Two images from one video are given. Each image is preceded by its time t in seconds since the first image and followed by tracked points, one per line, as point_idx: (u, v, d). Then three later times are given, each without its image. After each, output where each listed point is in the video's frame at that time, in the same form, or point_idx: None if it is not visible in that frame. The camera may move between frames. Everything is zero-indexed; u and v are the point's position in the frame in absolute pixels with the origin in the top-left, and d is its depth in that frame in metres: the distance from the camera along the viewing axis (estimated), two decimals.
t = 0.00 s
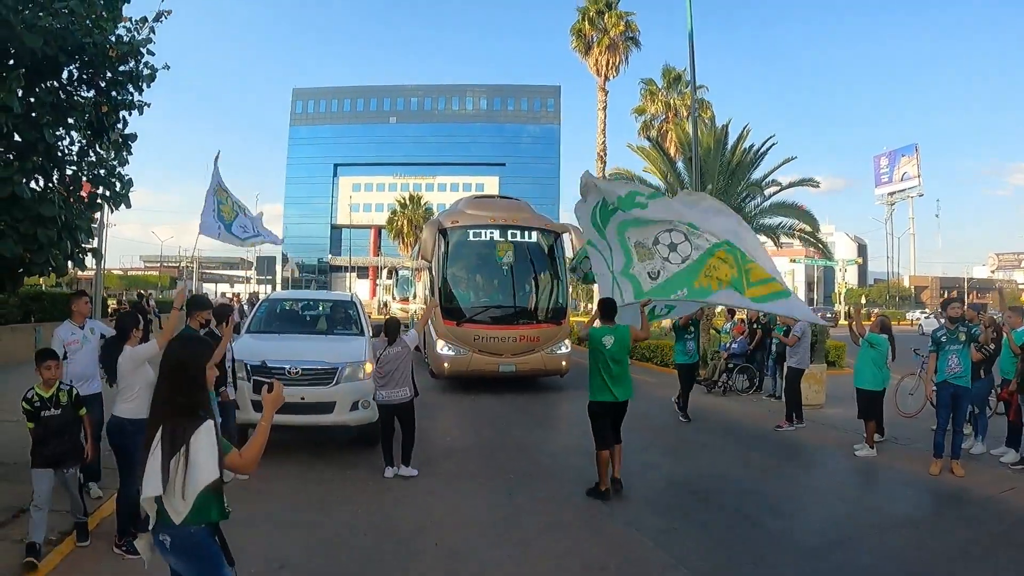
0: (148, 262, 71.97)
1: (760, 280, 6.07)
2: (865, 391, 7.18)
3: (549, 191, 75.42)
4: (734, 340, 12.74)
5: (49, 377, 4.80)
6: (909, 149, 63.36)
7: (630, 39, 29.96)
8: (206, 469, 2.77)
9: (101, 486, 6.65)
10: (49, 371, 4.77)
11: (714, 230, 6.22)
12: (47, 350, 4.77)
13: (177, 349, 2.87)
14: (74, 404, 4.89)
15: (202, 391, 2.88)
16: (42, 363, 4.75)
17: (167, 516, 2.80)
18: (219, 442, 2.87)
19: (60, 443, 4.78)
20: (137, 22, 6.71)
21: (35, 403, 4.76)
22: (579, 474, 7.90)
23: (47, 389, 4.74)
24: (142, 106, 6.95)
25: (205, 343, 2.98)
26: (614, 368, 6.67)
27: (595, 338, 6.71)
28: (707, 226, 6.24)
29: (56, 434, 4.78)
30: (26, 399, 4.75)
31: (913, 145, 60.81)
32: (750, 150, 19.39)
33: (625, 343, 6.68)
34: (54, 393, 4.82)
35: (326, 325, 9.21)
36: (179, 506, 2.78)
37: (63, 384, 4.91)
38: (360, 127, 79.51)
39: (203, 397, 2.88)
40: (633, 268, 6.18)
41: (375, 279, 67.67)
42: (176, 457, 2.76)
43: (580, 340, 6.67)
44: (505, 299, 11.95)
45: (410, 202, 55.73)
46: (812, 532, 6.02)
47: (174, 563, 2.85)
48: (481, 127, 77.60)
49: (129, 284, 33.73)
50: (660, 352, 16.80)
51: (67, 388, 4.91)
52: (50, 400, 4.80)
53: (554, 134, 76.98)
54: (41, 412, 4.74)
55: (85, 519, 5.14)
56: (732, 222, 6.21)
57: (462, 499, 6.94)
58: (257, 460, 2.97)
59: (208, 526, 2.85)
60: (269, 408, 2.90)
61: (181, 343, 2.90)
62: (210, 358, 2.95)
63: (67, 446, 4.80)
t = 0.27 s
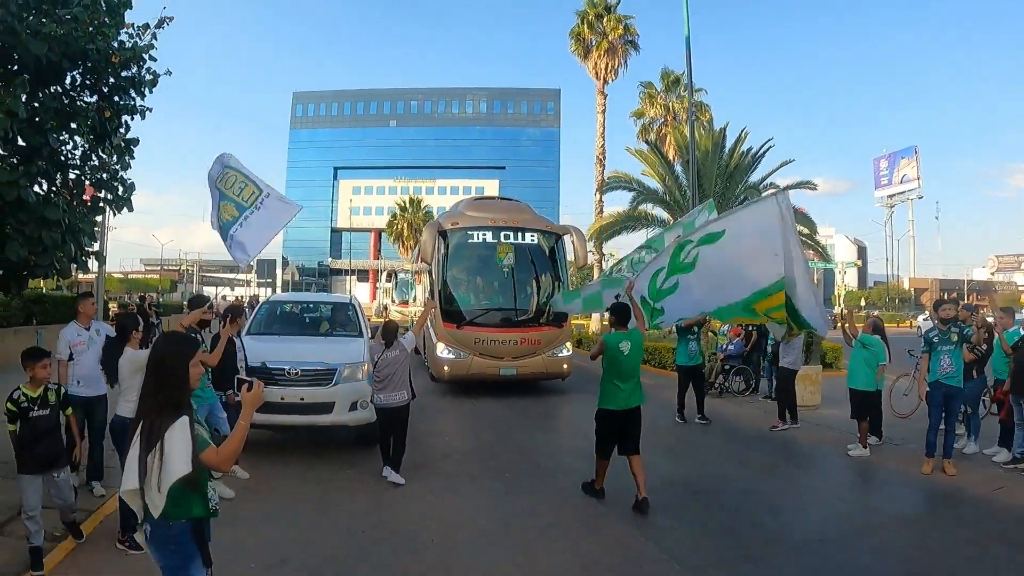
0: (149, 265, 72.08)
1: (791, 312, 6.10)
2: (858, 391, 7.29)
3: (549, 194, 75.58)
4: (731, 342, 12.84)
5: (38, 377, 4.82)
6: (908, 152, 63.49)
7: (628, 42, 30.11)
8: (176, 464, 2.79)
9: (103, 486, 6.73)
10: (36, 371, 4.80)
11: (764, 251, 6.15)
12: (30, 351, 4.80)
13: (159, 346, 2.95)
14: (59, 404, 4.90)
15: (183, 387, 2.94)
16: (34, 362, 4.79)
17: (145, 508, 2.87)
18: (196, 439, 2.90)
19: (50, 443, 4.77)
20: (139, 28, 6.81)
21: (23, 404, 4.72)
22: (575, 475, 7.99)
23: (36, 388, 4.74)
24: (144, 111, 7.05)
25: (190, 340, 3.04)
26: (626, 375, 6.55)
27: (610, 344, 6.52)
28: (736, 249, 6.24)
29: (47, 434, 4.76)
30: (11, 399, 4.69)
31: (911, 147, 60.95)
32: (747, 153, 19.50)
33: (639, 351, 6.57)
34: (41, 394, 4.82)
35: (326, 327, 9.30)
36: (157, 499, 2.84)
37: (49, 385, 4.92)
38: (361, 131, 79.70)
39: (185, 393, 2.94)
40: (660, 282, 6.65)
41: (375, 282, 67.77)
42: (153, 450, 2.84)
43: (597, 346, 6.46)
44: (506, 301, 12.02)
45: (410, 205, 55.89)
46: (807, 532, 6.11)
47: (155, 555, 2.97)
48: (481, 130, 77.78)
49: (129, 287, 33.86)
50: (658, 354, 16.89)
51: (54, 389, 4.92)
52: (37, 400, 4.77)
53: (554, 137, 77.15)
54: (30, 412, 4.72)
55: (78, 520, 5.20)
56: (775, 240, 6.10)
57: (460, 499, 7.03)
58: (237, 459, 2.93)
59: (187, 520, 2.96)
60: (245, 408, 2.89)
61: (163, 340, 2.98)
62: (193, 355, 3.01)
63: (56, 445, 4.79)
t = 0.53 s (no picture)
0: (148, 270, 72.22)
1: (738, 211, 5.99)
2: (851, 395, 7.41)
3: (548, 199, 75.71)
4: (727, 346, 12.90)
5: (41, 383, 4.65)
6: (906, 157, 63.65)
7: (627, 48, 30.23)
8: (146, 464, 2.80)
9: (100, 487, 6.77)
10: (41, 378, 4.62)
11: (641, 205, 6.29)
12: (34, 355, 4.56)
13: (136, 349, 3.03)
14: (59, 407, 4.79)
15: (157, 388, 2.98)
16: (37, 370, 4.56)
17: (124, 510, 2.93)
18: (170, 441, 2.88)
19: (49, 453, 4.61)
20: (140, 35, 6.89)
21: (25, 411, 4.56)
22: (570, 478, 8.04)
23: (39, 395, 4.60)
24: (145, 116, 7.12)
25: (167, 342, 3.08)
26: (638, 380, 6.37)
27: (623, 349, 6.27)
28: (629, 212, 6.25)
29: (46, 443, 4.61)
30: (14, 407, 4.52)
31: (910, 153, 61.13)
32: (745, 159, 19.61)
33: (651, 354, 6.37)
34: (43, 399, 4.68)
35: (325, 330, 9.35)
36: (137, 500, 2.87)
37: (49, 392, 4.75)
38: (360, 135, 79.90)
39: (158, 396, 2.95)
40: (608, 272, 6.32)
41: (375, 286, 67.81)
42: (127, 452, 2.88)
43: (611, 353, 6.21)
44: (505, 306, 12.08)
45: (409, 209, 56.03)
46: (800, 534, 6.17)
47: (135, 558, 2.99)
48: (481, 135, 77.97)
49: (129, 291, 33.95)
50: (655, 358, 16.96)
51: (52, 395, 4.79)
52: (40, 406, 4.65)
53: (553, 142, 77.33)
54: (34, 419, 4.58)
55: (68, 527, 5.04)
56: (635, 175, 6.26)
57: (455, 502, 7.08)
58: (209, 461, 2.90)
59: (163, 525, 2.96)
60: (215, 411, 2.87)
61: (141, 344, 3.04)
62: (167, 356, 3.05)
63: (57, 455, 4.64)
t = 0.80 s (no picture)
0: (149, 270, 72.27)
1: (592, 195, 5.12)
2: (850, 393, 7.45)
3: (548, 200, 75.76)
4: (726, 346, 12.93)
5: (57, 388, 4.56)
6: (907, 158, 63.67)
7: (627, 49, 30.26)
8: (117, 469, 2.72)
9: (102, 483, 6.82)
10: (58, 382, 4.53)
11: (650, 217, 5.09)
12: (51, 361, 4.47)
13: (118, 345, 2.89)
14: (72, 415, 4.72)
15: (136, 389, 2.85)
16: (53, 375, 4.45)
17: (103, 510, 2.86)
18: (147, 440, 2.79)
19: (58, 459, 4.56)
20: (142, 36, 6.93)
21: (38, 415, 4.49)
22: (569, 477, 8.08)
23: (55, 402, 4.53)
24: (146, 117, 7.16)
25: (152, 339, 2.94)
26: (643, 380, 6.05)
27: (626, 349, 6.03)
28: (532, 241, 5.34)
29: (56, 449, 4.55)
30: (27, 410, 4.46)
31: (910, 154, 61.15)
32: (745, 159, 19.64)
33: (658, 352, 6.01)
34: (57, 405, 4.61)
35: (326, 329, 9.40)
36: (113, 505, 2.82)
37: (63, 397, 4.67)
38: (361, 136, 79.97)
39: (138, 394, 2.85)
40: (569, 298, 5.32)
41: (375, 287, 67.83)
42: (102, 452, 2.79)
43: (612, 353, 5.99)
44: (507, 306, 12.12)
45: (410, 210, 56.10)
46: (798, 532, 6.20)
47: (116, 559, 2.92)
48: (481, 136, 78.02)
49: (130, 291, 33.99)
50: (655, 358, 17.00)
51: (66, 400, 4.72)
52: (54, 411, 4.58)
53: (554, 143, 77.38)
54: (46, 425, 4.51)
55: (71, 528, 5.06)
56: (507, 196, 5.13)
57: (455, 500, 7.12)
58: (188, 465, 2.80)
59: (142, 527, 2.88)
60: (200, 410, 2.79)
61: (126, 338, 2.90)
62: (149, 355, 2.89)
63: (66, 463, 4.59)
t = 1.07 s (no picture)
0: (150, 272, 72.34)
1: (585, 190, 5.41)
2: (846, 391, 7.52)
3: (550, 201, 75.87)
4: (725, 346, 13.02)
5: (73, 383, 4.48)
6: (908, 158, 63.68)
7: (627, 50, 30.32)
8: (95, 464, 2.70)
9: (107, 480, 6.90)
10: (74, 378, 4.47)
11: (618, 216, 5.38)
12: (66, 357, 4.41)
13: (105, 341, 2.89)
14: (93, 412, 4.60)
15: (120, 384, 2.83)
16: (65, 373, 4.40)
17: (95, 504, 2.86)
18: (130, 435, 2.78)
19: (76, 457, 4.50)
20: (145, 39, 7.01)
21: (54, 413, 4.44)
22: (568, 476, 8.16)
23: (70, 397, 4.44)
24: (149, 119, 7.25)
25: (139, 335, 2.92)
26: (645, 379, 5.96)
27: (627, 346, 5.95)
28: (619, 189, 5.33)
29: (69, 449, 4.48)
30: (43, 408, 4.40)
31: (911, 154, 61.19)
32: (745, 160, 19.67)
33: (659, 351, 5.94)
34: (73, 401, 4.51)
35: (327, 329, 9.48)
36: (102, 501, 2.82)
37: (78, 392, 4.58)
38: (362, 138, 80.08)
39: (118, 390, 2.82)
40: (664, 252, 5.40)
41: (377, 288, 67.91)
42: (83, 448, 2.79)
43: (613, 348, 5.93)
44: (510, 305, 12.17)
45: (411, 212, 56.22)
46: (793, 529, 6.27)
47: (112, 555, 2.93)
48: (483, 137, 78.15)
49: (132, 293, 34.12)
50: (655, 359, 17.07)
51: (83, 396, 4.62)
52: (71, 408, 4.49)
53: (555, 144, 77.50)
54: (62, 422, 4.45)
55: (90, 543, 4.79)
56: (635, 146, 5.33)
57: (454, 499, 7.20)
58: (170, 461, 2.77)
59: (126, 523, 2.85)
60: (192, 409, 2.84)
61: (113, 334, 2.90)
62: (132, 350, 2.88)
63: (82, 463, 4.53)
